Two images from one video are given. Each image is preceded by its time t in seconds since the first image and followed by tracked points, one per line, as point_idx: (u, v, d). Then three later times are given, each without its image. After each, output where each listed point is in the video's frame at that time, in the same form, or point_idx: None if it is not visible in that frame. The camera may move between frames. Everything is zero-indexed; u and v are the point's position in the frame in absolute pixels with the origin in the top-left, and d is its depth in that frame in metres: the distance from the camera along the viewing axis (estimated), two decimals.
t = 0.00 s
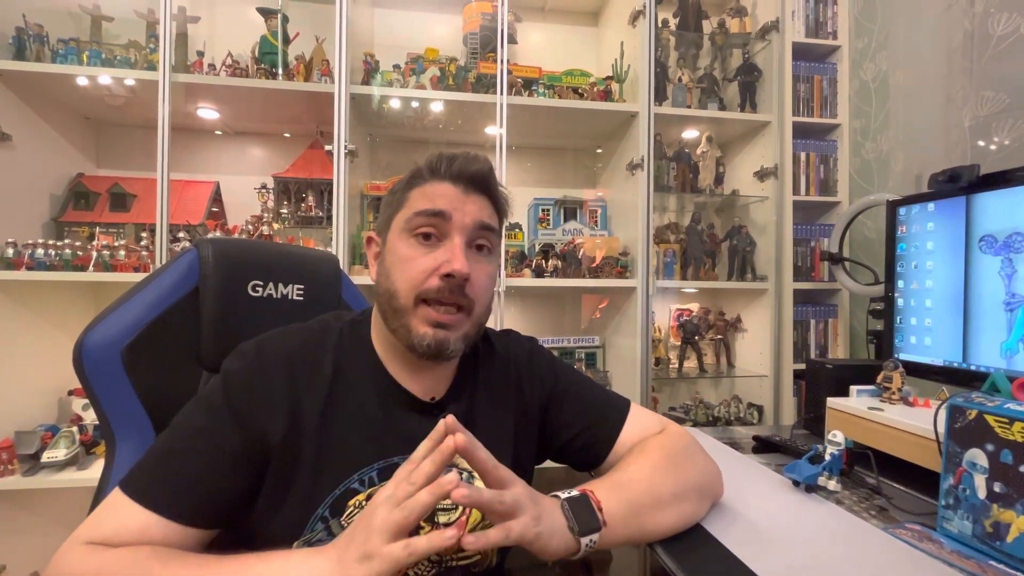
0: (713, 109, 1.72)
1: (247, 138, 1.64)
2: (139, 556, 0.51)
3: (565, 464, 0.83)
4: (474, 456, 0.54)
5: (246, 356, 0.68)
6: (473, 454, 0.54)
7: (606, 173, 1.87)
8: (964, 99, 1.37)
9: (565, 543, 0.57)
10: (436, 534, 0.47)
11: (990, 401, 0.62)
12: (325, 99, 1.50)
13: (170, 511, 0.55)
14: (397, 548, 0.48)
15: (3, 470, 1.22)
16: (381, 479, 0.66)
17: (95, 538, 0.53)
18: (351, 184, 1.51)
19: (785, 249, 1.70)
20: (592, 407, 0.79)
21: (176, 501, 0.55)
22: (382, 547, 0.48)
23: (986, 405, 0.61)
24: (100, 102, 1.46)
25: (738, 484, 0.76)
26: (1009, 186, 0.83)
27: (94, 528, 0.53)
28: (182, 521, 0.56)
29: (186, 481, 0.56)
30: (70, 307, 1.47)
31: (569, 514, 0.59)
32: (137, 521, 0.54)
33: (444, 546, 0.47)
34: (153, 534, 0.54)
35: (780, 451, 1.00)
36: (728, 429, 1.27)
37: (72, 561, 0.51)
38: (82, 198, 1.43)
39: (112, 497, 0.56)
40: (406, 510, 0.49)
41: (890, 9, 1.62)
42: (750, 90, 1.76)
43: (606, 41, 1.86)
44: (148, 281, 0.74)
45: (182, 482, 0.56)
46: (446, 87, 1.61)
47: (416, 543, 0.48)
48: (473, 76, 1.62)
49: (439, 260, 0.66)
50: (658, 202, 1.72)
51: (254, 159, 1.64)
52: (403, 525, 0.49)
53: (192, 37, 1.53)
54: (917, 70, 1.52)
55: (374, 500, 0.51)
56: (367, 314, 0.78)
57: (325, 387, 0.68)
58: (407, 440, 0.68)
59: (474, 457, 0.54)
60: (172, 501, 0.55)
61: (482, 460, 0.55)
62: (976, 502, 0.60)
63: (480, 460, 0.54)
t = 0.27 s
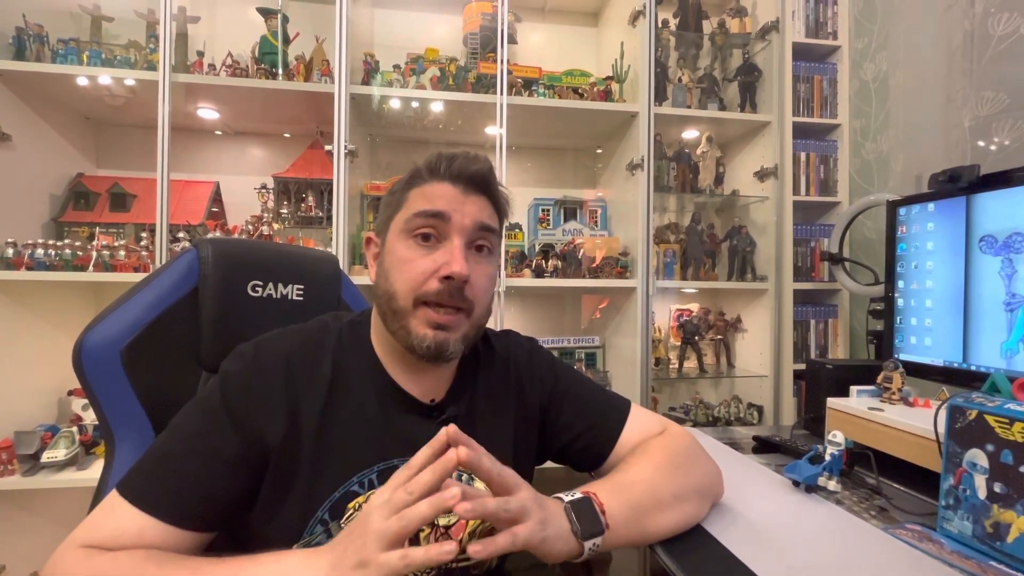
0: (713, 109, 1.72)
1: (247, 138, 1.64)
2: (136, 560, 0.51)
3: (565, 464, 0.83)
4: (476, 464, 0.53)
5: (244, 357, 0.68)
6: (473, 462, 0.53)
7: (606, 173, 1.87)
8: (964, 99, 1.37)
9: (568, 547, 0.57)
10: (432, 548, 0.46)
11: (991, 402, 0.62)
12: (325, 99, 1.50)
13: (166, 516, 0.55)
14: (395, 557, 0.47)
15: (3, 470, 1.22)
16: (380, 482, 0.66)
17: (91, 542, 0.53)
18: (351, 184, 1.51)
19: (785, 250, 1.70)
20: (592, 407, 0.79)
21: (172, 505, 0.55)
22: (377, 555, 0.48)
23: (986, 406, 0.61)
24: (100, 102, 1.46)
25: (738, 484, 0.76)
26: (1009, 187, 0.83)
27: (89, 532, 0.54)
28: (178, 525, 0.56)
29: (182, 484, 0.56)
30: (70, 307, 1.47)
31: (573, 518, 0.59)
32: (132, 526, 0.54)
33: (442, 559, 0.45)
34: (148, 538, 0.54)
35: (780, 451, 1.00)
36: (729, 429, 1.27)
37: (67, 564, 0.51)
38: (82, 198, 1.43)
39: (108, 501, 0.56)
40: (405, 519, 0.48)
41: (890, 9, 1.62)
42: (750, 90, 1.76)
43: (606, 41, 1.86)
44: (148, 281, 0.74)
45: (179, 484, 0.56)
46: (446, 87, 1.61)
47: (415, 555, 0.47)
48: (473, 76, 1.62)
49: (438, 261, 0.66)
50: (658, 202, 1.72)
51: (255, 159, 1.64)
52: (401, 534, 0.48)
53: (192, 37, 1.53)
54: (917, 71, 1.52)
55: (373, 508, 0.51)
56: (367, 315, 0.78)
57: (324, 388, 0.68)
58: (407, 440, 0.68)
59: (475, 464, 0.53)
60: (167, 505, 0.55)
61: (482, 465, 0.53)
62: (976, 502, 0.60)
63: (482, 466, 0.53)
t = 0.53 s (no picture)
0: (712, 110, 1.72)
1: (247, 138, 1.64)
2: (133, 561, 0.51)
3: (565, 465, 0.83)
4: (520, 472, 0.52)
5: (243, 358, 0.68)
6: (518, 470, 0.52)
7: (606, 173, 1.88)
8: (963, 99, 1.37)
9: (578, 540, 0.57)
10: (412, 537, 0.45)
11: (990, 402, 0.62)
12: (325, 99, 1.50)
13: (164, 518, 0.55)
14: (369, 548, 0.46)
15: (4, 470, 1.22)
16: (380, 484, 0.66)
17: (90, 542, 0.53)
18: (351, 184, 1.51)
19: (785, 250, 1.70)
20: (592, 407, 0.79)
21: (170, 506, 0.55)
22: (348, 546, 0.47)
23: (986, 407, 0.61)
24: (100, 103, 1.46)
25: (737, 485, 0.76)
26: (1009, 187, 0.83)
27: (87, 533, 0.54)
28: (176, 527, 0.56)
29: (181, 485, 0.56)
30: (70, 307, 1.47)
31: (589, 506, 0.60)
32: (130, 526, 0.54)
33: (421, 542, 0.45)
34: (146, 540, 0.54)
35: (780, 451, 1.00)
36: (729, 429, 1.27)
37: (64, 565, 0.51)
38: (82, 198, 1.43)
39: (106, 502, 0.56)
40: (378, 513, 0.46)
41: (889, 9, 1.62)
42: (750, 91, 1.76)
43: (606, 42, 1.86)
44: (148, 281, 0.74)
45: (178, 485, 0.56)
46: (446, 88, 1.62)
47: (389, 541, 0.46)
48: (473, 76, 1.62)
49: (436, 260, 0.65)
50: (658, 202, 1.72)
51: (255, 159, 1.64)
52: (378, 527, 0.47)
53: (192, 38, 1.53)
54: (916, 71, 1.53)
55: (339, 493, 0.49)
56: (366, 315, 0.78)
57: (323, 389, 0.68)
58: (407, 441, 0.68)
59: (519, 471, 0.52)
60: (165, 507, 0.55)
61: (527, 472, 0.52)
62: (976, 502, 0.60)
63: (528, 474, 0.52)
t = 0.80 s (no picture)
0: (712, 111, 1.73)
1: (248, 140, 1.65)
2: (132, 561, 0.51)
3: (564, 466, 0.83)
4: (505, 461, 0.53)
5: (243, 360, 0.68)
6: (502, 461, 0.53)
7: (606, 175, 1.88)
8: (962, 101, 1.38)
9: (573, 536, 0.57)
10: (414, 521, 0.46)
11: (989, 403, 0.62)
12: (325, 101, 1.50)
13: (163, 519, 0.55)
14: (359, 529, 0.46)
15: (2, 471, 1.22)
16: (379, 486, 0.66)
17: (88, 543, 0.53)
18: (351, 185, 1.51)
19: (785, 251, 1.70)
20: (591, 408, 0.79)
21: (170, 507, 0.55)
22: (338, 533, 0.47)
23: (985, 408, 0.61)
24: (100, 104, 1.46)
25: (737, 486, 0.76)
26: (1008, 189, 0.83)
27: (85, 533, 0.54)
28: (175, 527, 0.56)
29: (180, 485, 0.56)
30: (69, 308, 1.47)
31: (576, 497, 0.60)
32: (129, 527, 0.54)
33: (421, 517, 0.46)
34: (145, 540, 0.54)
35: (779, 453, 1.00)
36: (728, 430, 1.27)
37: (62, 565, 0.51)
38: (82, 199, 1.43)
39: (104, 503, 0.56)
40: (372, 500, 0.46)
41: (888, 10, 1.63)
42: (749, 92, 1.76)
43: (606, 43, 1.87)
44: (147, 282, 0.74)
45: (178, 485, 0.56)
46: (446, 89, 1.62)
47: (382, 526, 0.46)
48: (473, 78, 1.62)
49: (435, 265, 0.65)
50: (658, 203, 1.72)
51: (255, 161, 1.65)
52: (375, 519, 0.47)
53: (192, 39, 1.53)
54: (915, 72, 1.53)
55: (330, 484, 0.48)
56: (366, 317, 0.78)
57: (323, 390, 0.68)
58: (406, 442, 0.68)
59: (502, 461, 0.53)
60: (164, 508, 0.55)
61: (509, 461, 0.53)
62: (975, 503, 0.60)
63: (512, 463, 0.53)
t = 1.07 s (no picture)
0: (712, 112, 1.73)
1: (248, 140, 1.65)
2: (133, 562, 0.51)
3: (564, 466, 0.83)
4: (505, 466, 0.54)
5: (243, 361, 0.68)
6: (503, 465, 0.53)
7: (606, 175, 1.88)
8: (962, 101, 1.38)
9: (574, 538, 0.57)
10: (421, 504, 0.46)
11: (989, 403, 0.62)
12: (325, 101, 1.50)
13: (163, 521, 0.55)
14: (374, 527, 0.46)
15: (2, 471, 1.22)
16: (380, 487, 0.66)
17: (88, 544, 0.53)
18: (351, 186, 1.51)
19: (784, 251, 1.70)
20: (591, 409, 0.79)
21: (169, 509, 0.55)
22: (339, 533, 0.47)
23: (985, 408, 0.61)
24: (100, 104, 1.46)
25: (736, 486, 0.76)
26: (1007, 189, 0.84)
27: (86, 534, 0.54)
28: (174, 529, 0.56)
29: (180, 486, 0.56)
30: (69, 309, 1.47)
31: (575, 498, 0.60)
32: (130, 528, 0.54)
33: (426, 505, 0.46)
34: (145, 542, 0.54)
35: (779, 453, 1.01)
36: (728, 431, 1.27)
37: (62, 566, 0.51)
38: (82, 199, 1.43)
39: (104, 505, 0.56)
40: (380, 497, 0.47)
41: (888, 11, 1.63)
42: (749, 92, 1.76)
43: (605, 44, 1.87)
44: (148, 283, 0.74)
45: (178, 486, 0.56)
46: (446, 89, 1.62)
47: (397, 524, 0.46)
48: (473, 78, 1.62)
49: (435, 266, 0.65)
50: (658, 204, 1.72)
51: (255, 161, 1.65)
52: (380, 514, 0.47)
53: (192, 40, 1.53)
54: (914, 72, 1.53)
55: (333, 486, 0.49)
56: (366, 318, 0.78)
57: (323, 391, 0.68)
58: (406, 443, 0.68)
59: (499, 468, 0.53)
60: (164, 509, 0.55)
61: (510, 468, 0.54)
62: (975, 504, 0.60)
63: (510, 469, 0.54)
